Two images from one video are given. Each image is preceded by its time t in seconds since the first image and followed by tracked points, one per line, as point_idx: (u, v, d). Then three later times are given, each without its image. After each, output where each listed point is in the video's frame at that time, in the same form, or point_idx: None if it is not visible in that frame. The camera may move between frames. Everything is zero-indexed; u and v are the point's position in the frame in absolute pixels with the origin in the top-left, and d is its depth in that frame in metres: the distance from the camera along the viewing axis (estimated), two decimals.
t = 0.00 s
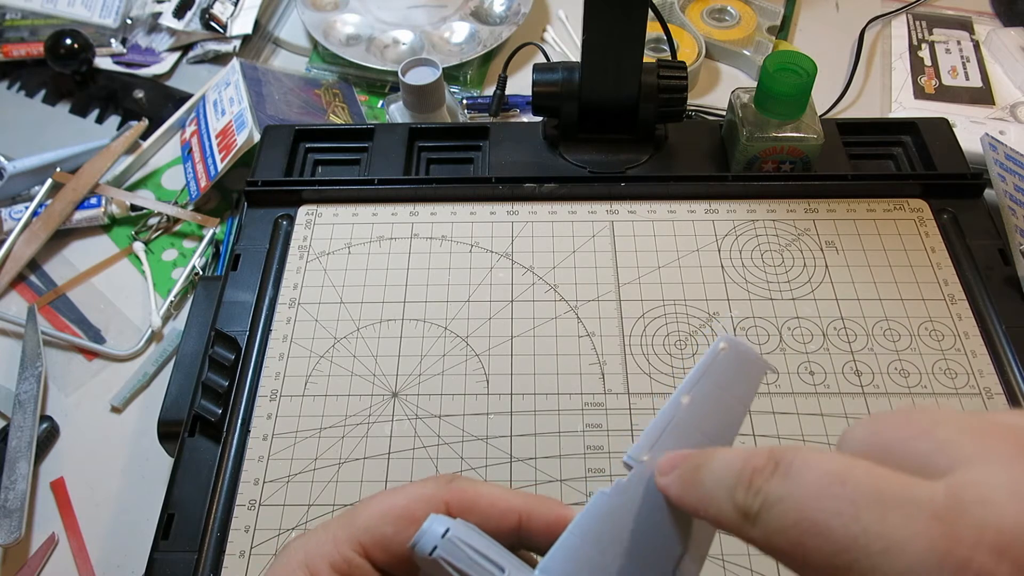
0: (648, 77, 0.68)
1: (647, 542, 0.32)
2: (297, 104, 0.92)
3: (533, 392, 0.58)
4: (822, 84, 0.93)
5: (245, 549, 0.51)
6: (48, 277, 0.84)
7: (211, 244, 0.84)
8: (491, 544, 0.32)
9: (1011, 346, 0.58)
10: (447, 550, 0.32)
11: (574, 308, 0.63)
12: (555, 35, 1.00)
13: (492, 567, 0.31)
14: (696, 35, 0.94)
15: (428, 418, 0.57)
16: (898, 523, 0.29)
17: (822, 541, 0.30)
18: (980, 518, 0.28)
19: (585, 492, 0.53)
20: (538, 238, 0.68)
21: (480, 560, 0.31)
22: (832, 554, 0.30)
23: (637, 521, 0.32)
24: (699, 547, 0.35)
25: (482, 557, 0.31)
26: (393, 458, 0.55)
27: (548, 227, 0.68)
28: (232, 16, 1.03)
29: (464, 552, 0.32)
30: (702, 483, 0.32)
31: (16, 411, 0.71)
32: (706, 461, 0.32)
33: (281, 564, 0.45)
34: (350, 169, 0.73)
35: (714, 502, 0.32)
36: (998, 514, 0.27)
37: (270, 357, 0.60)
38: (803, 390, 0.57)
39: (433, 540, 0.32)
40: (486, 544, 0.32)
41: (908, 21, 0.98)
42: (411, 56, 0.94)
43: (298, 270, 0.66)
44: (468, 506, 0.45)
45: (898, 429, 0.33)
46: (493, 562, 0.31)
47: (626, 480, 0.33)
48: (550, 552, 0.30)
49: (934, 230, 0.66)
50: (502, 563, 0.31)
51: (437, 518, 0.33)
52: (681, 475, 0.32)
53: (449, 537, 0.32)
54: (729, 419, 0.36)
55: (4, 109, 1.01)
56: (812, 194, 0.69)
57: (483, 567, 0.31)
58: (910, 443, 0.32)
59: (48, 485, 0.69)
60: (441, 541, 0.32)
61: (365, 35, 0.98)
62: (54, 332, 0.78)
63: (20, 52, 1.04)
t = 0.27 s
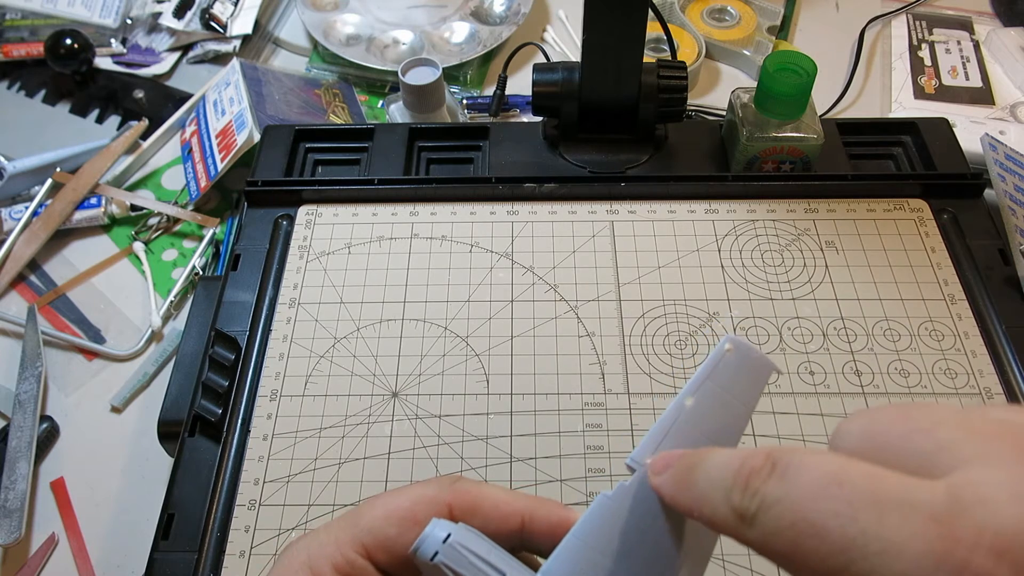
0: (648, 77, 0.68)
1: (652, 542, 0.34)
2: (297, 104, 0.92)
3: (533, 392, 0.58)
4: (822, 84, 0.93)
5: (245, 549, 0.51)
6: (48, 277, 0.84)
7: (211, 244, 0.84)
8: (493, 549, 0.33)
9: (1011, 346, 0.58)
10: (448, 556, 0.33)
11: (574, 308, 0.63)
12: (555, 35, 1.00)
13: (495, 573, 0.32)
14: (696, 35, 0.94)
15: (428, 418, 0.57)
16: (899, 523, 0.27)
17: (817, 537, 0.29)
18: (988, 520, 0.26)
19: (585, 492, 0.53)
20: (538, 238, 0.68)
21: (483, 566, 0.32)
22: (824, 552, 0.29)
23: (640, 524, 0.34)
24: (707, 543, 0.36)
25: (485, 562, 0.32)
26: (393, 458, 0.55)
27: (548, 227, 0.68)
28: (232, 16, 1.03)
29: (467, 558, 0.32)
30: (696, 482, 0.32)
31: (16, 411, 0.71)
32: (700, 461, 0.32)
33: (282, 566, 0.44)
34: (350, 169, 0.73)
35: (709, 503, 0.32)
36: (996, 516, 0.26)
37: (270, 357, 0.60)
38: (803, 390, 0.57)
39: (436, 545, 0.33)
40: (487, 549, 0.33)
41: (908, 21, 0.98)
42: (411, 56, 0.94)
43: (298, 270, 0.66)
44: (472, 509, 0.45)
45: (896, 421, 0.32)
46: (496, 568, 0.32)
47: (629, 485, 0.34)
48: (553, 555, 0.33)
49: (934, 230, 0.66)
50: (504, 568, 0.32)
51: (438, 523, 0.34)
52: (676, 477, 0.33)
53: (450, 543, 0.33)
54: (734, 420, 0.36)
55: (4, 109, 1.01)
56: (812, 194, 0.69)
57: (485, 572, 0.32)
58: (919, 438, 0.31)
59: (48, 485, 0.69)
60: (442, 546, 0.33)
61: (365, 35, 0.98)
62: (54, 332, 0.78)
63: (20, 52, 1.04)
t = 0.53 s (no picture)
0: (648, 77, 0.68)
1: (649, 543, 0.34)
2: (297, 103, 0.92)
3: (533, 392, 0.58)
4: (822, 84, 0.93)
5: (245, 549, 0.51)
6: (48, 277, 0.84)
7: (211, 244, 0.84)
8: (494, 547, 0.33)
9: (1011, 346, 0.58)
10: (450, 555, 0.33)
11: (574, 308, 0.63)
12: (555, 35, 1.00)
13: (496, 571, 0.32)
14: (696, 35, 0.94)
15: (428, 418, 0.57)
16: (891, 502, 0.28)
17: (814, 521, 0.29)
18: (979, 500, 0.27)
19: (585, 492, 0.53)
20: (538, 238, 0.68)
21: (484, 565, 0.32)
22: (821, 534, 0.29)
23: (639, 525, 0.34)
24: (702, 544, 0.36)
25: (486, 561, 0.32)
26: (393, 458, 0.55)
27: (548, 227, 0.68)
28: (232, 16, 1.03)
29: (468, 557, 0.32)
30: (698, 468, 0.33)
31: (16, 411, 0.71)
32: (700, 450, 0.33)
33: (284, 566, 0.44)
34: (350, 169, 0.73)
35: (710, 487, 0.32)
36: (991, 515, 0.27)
37: (270, 357, 0.60)
38: (803, 390, 0.57)
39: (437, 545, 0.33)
40: (488, 548, 0.33)
41: (908, 21, 0.98)
42: (411, 56, 0.94)
43: (298, 270, 0.66)
44: (474, 507, 0.45)
45: (884, 426, 0.33)
46: (496, 567, 0.32)
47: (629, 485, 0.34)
48: (554, 556, 0.32)
49: (934, 230, 0.66)
50: (505, 567, 0.32)
51: (440, 522, 0.34)
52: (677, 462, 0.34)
53: (452, 542, 0.33)
54: (733, 420, 0.36)
55: (4, 109, 1.01)
56: (812, 194, 0.69)
57: (486, 571, 0.32)
58: (905, 430, 0.32)
59: (48, 485, 0.69)
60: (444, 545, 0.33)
61: (365, 35, 0.98)
62: (54, 332, 0.78)
63: (20, 52, 1.04)
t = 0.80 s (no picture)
0: (648, 77, 0.68)
1: (652, 546, 0.33)
2: (298, 103, 0.92)
3: (533, 392, 0.58)
4: (822, 84, 0.93)
5: (245, 549, 0.51)
6: (48, 277, 0.84)
7: (211, 244, 0.84)
8: (494, 549, 0.33)
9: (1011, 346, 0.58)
10: (450, 558, 0.33)
11: (574, 308, 0.63)
12: (555, 35, 1.00)
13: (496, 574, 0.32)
14: (696, 35, 0.94)
15: (428, 418, 0.57)
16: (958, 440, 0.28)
17: (876, 454, 0.29)
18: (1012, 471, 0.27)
19: (585, 492, 0.53)
20: (538, 238, 0.68)
21: (483, 567, 0.32)
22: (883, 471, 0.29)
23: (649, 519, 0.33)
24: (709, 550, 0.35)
25: (485, 563, 0.32)
26: (393, 458, 0.55)
27: (548, 227, 0.68)
28: (232, 16, 1.03)
29: (468, 560, 0.32)
30: (758, 412, 0.34)
31: (16, 411, 0.71)
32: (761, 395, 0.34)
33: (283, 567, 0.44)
34: (350, 169, 0.73)
35: (772, 429, 0.33)
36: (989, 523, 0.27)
37: (270, 357, 0.60)
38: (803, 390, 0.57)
39: (437, 547, 0.33)
40: (488, 550, 0.33)
41: (908, 21, 0.98)
42: (411, 56, 0.94)
43: (298, 270, 0.66)
44: (473, 509, 0.45)
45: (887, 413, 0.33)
46: (497, 569, 0.32)
47: (632, 484, 0.34)
48: (554, 556, 0.32)
49: (934, 230, 0.66)
50: (505, 570, 0.32)
51: (442, 524, 0.33)
52: (736, 410, 0.35)
53: (451, 545, 0.33)
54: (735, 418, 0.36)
55: (4, 109, 1.01)
56: (812, 194, 0.69)
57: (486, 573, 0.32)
58: (975, 378, 0.32)
59: (48, 485, 0.69)
60: (443, 548, 0.33)
61: (365, 35, 0.98)
62: (54, 331, 0.78)
63: (20, 52, 1.04)
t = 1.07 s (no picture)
0: (648, 77, 0.68)
1: (654, 546, 0.33)
2: (298, 103, 0.92)
3: (533, 392, 0.58)
4: (822, 84, 0.93)
5: (245, 549, 0.51)
6: (48, 277, 0.84)
7: (211, 244, 0.84)
8: (496, 553, 0.33)
9: (1011, 346, 0.58)
10: (451, 560, 0.32)
11: (574, 308, 0.63)
12: (555, 35, 1.00)
13: None
14: (696, 35, 0.94)
15: (428, 418, 0.57)
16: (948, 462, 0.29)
17: (862, 471, 0.30)
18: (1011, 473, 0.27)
19: (585, 492, 0.53)
20: (538, 238, 0.68)
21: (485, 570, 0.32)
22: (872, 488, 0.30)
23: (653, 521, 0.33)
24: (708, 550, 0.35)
25: (487, 566, 0.32)
26: (393, 458, 0.55)
27: (548, 227, 0.68)
28: (232, 16, 1.03)
29: (470, 563, 0.32)
30: (747, 425, 0.34)
31: (16, 411, 0.71)
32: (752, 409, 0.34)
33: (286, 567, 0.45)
34: (350, 169, 0.73)
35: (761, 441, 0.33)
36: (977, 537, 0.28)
37: (270, 357, 0.60)
38: (803, 390, 0.57)
39: (439, 550, 0.33)
40: (490, 552, 0.33)
41: (908, 21, 0.98)
42: (411, 56, 0.94)
43: (298, 270, 0.66)
44: (476, 510, 0.45)
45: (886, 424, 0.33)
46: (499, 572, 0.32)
47: (634, 485, 0.34)
48: (555, 556, 0.32)
49: (934, 230, 0.66)
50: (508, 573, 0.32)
51: (443, 527, 0.33)
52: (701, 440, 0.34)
53: (453, 548, 0.33)
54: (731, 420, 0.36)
55: (4, 109, 1.01)
56: (812, 194, 0.69)
57: None
58: (962, 399, 0.33)
59: (48, 485, 0.69)
60: (445, 550, 0.33)
61: (365, 35, 0.98)
62: (54, 332, 0.78)
63: (20, 52, 1.04)
